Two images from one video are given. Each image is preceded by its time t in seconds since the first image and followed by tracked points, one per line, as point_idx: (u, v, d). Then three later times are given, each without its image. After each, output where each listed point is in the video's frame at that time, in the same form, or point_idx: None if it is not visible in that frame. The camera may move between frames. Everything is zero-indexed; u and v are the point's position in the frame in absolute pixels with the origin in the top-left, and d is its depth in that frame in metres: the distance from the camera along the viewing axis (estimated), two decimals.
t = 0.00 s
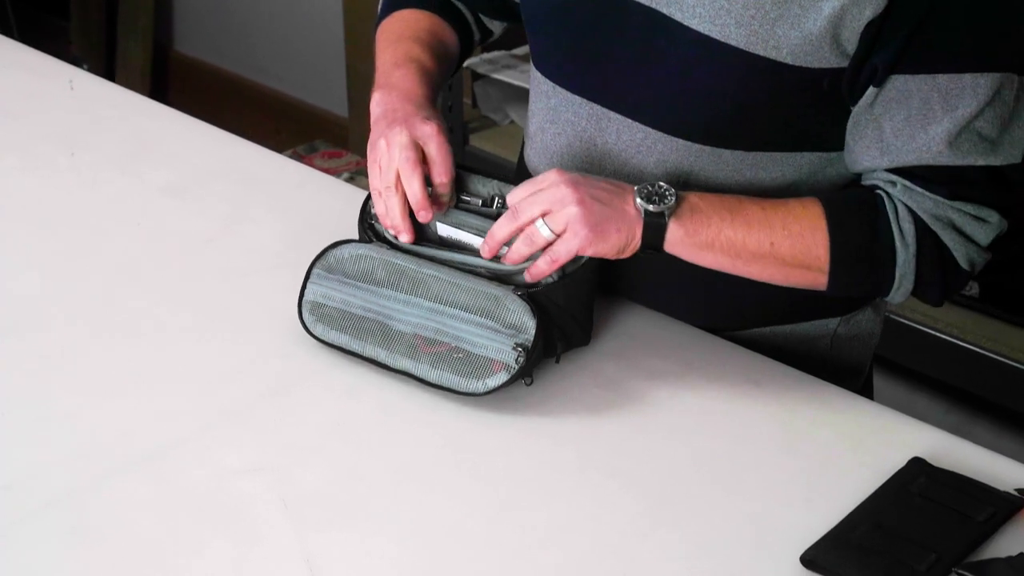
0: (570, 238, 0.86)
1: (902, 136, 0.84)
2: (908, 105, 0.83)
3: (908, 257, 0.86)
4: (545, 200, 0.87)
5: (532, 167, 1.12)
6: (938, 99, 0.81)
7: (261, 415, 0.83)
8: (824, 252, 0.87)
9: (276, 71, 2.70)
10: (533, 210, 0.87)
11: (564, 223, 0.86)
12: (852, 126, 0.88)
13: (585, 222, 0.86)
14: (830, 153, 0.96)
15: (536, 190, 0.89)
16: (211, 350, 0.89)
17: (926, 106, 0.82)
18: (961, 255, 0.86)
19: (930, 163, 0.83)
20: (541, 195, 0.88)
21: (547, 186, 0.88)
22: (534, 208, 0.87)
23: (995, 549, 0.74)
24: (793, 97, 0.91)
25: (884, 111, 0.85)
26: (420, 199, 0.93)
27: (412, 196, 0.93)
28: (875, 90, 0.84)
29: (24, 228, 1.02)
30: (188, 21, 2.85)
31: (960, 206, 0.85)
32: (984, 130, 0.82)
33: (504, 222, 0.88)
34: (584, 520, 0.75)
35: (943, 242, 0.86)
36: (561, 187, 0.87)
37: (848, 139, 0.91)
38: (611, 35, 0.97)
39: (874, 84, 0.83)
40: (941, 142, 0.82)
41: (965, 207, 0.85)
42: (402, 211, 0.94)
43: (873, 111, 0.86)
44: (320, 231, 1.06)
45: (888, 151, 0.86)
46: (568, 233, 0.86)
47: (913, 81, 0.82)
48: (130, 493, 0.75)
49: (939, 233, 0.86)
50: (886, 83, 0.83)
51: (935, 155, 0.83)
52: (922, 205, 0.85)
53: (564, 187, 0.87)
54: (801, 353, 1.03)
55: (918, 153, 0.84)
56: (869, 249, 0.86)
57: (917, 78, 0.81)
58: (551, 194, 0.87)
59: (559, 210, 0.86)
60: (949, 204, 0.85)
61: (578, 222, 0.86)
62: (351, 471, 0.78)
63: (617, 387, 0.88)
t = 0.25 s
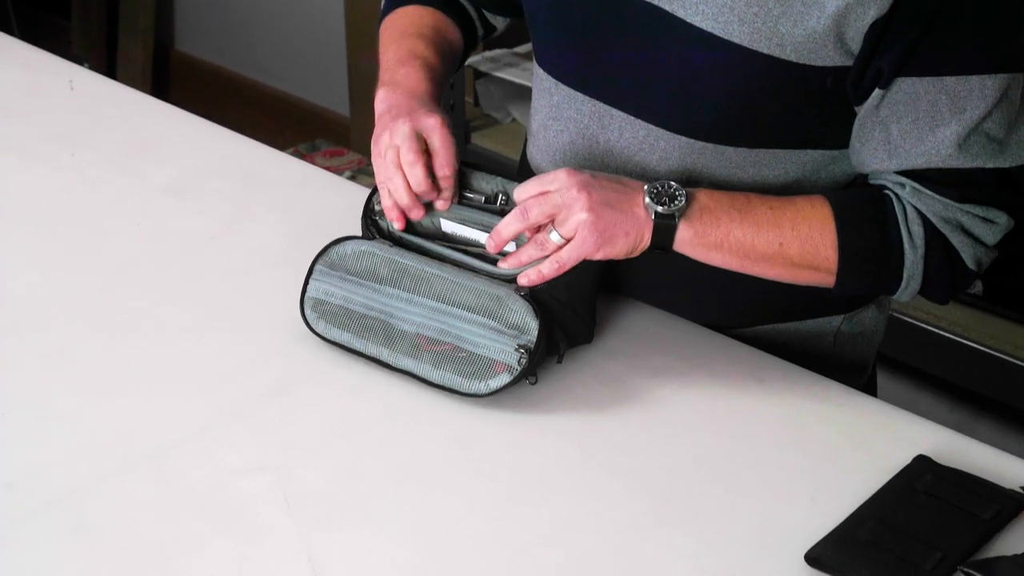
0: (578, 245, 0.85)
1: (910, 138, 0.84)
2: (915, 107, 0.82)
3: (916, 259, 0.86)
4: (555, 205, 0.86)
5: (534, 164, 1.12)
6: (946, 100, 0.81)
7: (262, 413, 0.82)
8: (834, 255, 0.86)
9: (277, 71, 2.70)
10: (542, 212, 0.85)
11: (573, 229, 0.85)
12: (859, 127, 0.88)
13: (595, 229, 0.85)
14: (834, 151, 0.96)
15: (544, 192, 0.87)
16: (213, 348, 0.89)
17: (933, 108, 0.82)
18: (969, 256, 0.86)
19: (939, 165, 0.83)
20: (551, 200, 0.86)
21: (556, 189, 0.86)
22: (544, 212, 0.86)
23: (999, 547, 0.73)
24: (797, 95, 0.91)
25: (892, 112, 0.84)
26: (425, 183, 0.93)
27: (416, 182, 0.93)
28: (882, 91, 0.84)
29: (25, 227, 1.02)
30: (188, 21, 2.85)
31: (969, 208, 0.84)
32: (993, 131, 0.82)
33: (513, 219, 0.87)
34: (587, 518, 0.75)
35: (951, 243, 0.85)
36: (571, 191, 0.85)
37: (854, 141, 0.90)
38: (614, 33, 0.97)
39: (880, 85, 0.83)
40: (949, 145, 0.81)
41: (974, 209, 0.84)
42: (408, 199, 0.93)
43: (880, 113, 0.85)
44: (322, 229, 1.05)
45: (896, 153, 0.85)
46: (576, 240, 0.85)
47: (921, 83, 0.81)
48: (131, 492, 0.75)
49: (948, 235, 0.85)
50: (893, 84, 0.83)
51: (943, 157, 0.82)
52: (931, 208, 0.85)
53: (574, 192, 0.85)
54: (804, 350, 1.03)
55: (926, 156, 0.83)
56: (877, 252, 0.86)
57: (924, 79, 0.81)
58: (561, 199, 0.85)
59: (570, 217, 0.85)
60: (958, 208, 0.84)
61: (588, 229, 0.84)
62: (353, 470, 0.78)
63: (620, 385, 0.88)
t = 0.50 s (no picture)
0: (581, 238, 0.85)
1: (913, 140, 0.84)
2: (919, 108, 0.82)
3: (922, 259, 0.85)
4: (561, 195, 0.86)
5: (534, 163, 1.12)
6: (948, 100, 0.81)
7: (262, 412, 0.82)
8: (839, 252, 0.86)
9: (277, 70, 2.70)
10: (548, 202, 0.86)
11: (577, 222, 0.85)
12: (860, 132, 0.87)
13: (600, 223, 0.85)
14: (836, 150, 0.95)
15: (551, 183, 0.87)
16: (212, 346, 0.89)
17: (937, 108, 0.81)
18: (975, 257, 0.85)
19: (944, 166, 0.83)
20: (558, 190, 0.86)
21: (564, 180, 0.87)
22: (550, 202, 0.86)
23: (1002, 545, 0.73)
24: (799, 93, 0.91)
25: (894, 113, 0.84)
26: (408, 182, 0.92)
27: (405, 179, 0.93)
28: (884, 94, 0.83)
29: (24, 226, 1.02)
30: (188, 21, 2.85)
31: (976, 208, 0.84)
32: (997, 131, 0.81)
33: (517, 207, 0.86)
34: (588, 517, 0.75)
35: (957, 242, 0.85)
36: (578, 183, 0.86)
37: (858, 143, 0.89)
38: (612, 33, 0.96)
39: (882, 87, 0.82)
40: (954, 145, 0.81)
41: (980, 209, 0.84)
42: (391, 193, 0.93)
43: (883, 114, 0.84)
44: (322, 227, 1.05)
45: (900, 155, 0.85)
46: (580, 233, 0.85)
47: (924, 83, 0.81)
48: (130, 491, 0.75)
49: (954, 235, 0.85)
50: (896, 86, 0.82)
51: (947, 158, 0.82)
52: (937, 208, 0.84)
53: (581, 183, 0.86)
54: (806, 349, 1.02)
55: (931, 157, 0.83)
56: (883, 251, 0.86)
57: (927, 80, 0.81)
58: (568, 190, 0.86)
59: (575, 208, 0.85)
60: (964, 208, 0.84)
61: (592, 223, 0.85)
62: (353, 468, 0.78)
63: (623, 383, 0.87)
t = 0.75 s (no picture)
0: (578, 234, 0.85)
1: (909, 137, 0.84)
2: (915, 106, 0.82)
3: (917, 254, 0.85)
4: (558, 191, 0.86)
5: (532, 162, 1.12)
6: (945, 98, 0.81)
7: (260, 407, 0.83)
8: (834, 249, 0.87)
9: (276, 69, 2.70)
10: (545, 198, 0.86)
11: (574, 218, 0.85)
12: (857, 126, 0.88)
13: (597, 220, 0.86)
14: (832, 148, 0.96)
15: (548, 179, 0.87)
16: (210, 342, 0.89)
17: (933, 106, 0.82)
18: (971, 254, 0.85)
19: (941, 164, 0.83)
20: (555, 186, 0.87)
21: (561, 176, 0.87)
22: (546, 198, 0.86)
23: (998, 539, 0.73)
24: (796, 91, 0.91)
25: (891, 111, 0.84)
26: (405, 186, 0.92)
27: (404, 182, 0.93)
28: (881, 90, 0.83)
29: (24, 224, 1.02)
30: (188, 19, 2.85)
31: (972, 206, 0.84)
32: (993, 128, 0.82)
33: (515, 203, 0.87)
34: (585, 511, 0.75)
35: (954, 240, 0.85)
36: (575, 178, 0.86)
37: (854, 141, 0.90)
38: (609, 32, 0.96)
39: (879, 84, 0.83)
40: (950, 143, 0.81)
41: (976, 207, 0.84)
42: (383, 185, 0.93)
43: (880, 111, 0.85)
44: (320, 224, 1.05)
45: (897, 153, 0.85)
46: (577, 229, 0.85)
47: (920, 81, 0.81)
48: (129, 485, 0.75)
49: (950, 232, 0.85)
50: (893, 82, 0.83)
51: (944, 156, 0.82)
52: (933, 206, 0.85)
53: (579, 180, 0.86)
54: (802, 345, 1.03)
55: (926, 155, 0.83)
56: (877, 249, 0.86)
57: (924, 78, 0.81)
58: (565, 186, 0.86)
59: (573, 205, 0.86)
60: (960, 205, 0.84)
61: (589, 220, 0.85)
62: (350, 463, 0.78)
63: (620, 379, 0.88)
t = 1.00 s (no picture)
0: (564, 223, 0.86)
1: (892, 130, 0.85)
2: (898, 101, 0.83)
3: (900, 248, 0.86)
4: (545, 181, 0.87)
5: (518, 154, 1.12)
6: (929, 92, 0.82)
7: (248, 394, 0.83)
8: (817, 239, 0.87)
9: (272, 65, 2.71)
10: (532, 188, 0.87)
11: (561, 207, 0.86)
12: (840, 122, 0.88)
13: (583, 209, 0.86)
14: (817, 139, 0.96)
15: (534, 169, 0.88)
16: (199, 331, 0.90)
17: (916, 100, 0.82)
18: (952, 246, 0.86)
19: (923, 157, 0.84)
20: (541, 175, 0.87)
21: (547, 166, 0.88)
22: (533, 188, 0.87)
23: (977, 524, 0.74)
24: (782, 83, 0.91)
25: (874, 106, 0.85)
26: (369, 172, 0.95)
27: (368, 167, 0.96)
28: (864, 86, 0.84)
29: (16, 214, 1.02)
30: (183, 15, 2.85)
31: (954, 199, 0.85)
32: (976, 122, 0.83)
33: (502, 193, 0.87)
34: (569, 497, 0.76)
35: (936, 234, 0.86)
36: (561, 168, 0.87)
37: (838, 133, 0.90)
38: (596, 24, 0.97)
39: (863, 78, 0.84)
40: (933, 137, 0.82)
41: (959, 200, 0.85)
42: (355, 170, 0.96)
43: (864, 106, 0.85)
44: (309, 214, 1.06)
45: (881, 147, 0.86)
46: (563, 218, 0.86)
47: (903, 75, 0.82)
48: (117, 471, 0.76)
49: (932, 225, 0.86)
50: (876, 78, 0.83)
51: (927, 149, 0.83)
52: (916, 199, 0.85)
53: (565, 168, 0.87)
54: (787, 334, 1.04)
55: (910, 149, 0.84)
56: (861, 241, 0.87)
57: (907, 73, 0.82)
58: (552, 176, 0.87)
59: (559, 194, 0.86)
60: (943, 198, 0.85)
61: (575, 209, 0.85)
62: (337, 449, 0.79)
63: (605, 367, 0.88)
